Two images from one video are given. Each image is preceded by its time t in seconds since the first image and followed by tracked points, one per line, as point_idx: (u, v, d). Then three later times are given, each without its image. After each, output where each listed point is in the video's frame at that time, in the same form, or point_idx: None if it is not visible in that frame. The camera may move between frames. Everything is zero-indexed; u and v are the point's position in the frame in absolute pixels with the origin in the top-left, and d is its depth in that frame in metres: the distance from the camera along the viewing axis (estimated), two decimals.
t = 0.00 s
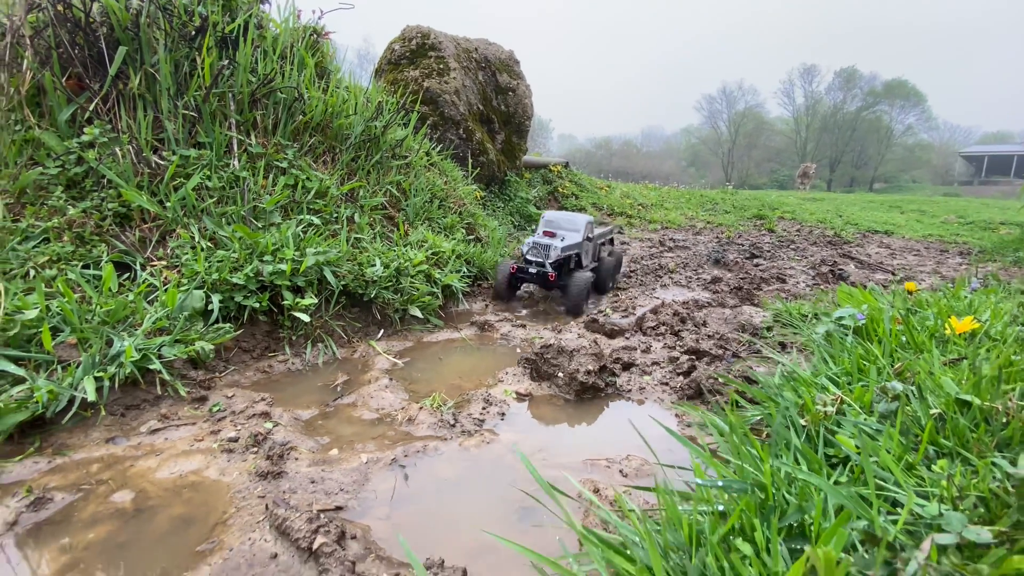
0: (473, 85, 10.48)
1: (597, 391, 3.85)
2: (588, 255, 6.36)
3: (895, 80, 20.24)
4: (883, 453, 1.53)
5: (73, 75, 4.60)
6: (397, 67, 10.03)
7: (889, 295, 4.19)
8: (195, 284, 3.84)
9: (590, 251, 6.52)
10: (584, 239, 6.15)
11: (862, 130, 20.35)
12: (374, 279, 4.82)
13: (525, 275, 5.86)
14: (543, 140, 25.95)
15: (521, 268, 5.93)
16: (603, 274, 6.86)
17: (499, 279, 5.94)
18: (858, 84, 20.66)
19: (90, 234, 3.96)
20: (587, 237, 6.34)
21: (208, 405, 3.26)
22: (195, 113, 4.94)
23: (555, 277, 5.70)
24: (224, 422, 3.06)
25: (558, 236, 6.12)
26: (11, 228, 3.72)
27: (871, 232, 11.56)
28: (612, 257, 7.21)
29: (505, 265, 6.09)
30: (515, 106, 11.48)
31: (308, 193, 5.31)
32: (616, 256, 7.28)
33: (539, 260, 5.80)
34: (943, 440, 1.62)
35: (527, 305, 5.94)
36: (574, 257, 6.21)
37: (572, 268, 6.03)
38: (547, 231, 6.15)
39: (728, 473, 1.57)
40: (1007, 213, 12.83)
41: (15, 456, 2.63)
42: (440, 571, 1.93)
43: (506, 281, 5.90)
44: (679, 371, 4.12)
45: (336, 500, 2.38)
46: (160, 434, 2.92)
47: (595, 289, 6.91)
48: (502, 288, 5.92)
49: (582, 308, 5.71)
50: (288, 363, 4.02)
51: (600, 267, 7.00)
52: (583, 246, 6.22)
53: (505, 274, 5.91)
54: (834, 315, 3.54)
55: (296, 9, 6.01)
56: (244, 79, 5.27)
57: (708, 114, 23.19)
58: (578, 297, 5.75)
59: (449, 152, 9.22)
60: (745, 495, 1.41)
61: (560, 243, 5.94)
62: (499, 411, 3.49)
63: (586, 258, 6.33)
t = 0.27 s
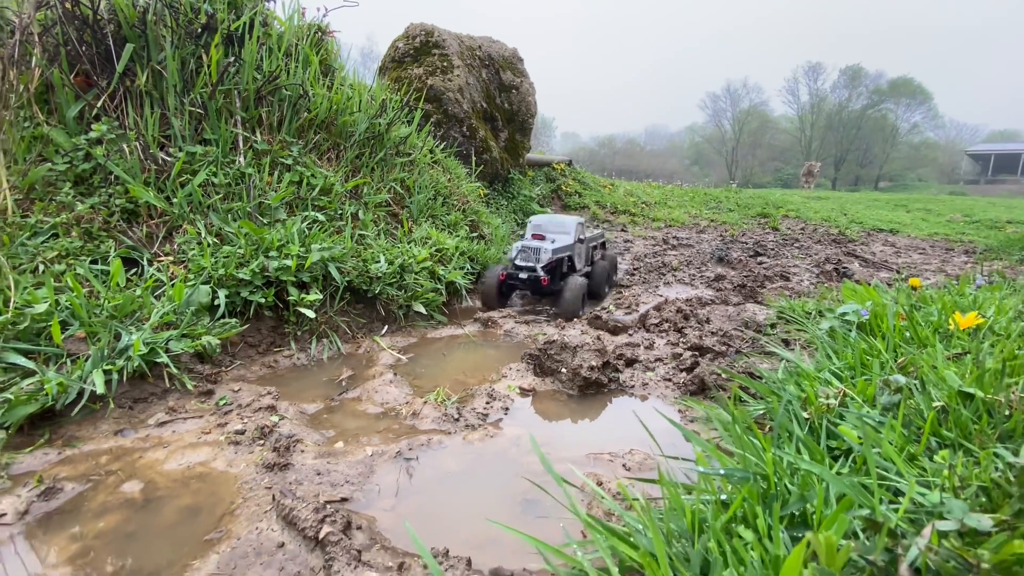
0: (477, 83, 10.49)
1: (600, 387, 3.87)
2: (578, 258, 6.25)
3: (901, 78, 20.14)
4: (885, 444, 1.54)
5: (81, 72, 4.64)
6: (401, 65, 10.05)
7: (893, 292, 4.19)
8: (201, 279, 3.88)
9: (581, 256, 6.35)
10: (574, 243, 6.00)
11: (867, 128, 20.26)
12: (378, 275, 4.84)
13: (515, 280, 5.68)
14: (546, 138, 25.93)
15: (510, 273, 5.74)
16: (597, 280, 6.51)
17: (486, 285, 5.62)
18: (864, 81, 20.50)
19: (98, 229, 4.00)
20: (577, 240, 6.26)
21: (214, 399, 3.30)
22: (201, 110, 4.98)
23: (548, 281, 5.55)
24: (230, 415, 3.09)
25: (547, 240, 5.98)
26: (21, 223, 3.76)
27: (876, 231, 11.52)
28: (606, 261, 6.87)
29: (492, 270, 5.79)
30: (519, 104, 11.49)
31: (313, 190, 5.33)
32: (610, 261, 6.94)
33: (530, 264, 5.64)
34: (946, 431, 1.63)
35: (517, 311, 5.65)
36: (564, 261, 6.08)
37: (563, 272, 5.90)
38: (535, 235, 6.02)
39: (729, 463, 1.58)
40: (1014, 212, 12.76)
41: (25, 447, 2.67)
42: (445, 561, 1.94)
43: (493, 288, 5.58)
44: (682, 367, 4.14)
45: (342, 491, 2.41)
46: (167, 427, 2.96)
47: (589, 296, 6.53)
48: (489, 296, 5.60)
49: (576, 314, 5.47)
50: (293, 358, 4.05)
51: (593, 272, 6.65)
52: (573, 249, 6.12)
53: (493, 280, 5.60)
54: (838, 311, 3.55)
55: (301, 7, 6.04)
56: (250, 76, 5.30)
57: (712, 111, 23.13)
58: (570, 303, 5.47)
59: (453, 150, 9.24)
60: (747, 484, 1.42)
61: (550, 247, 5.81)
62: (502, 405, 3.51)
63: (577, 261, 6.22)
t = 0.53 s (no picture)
0: (482, 79, 10.50)
1: (605, 381, 3.89)
2: (567, 264, 5.94)
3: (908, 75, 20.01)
4: (890, 432, 1.55)
5: (91, 68, 4.69)
6: (406, 62, 10.08)
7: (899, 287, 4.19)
8: (210, 273, 3.92)
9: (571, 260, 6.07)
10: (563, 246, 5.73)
11: (874, 126, 20.13)
12: (384, 270, 4.87)
13: (498, 288, 5.41)
14: (550, 136, 25.88)
15: (493, 281, 5.47)
16: (593, 285, 6.42)
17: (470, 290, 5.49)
18: (871, 78, 20.31)
19: (108, 224, 4.05)
20: (567, 245, 5.96)
21: (223, 390, 3.33)
22: (209, 106, 5.01)
23: (529, 289, 5.27)
24: (239, 406, 3.13)
25: (534, 246, 5.71)
26: (32, 217, 3.81)
27: (882, 229, 11.47)
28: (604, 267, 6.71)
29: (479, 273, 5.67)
30: (523, 101, 11.49)
31: (319, 185, 5.37)
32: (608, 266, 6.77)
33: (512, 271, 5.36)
34: (951, 420, 1.64)
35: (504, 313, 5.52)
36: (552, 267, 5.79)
37: (549, 278, 5.60)
38: (522, 240, 5.75)
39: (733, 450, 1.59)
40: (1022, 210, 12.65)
41: (38, 436, 2.71)
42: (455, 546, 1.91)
43: (478, 292, 5.44)
44: (687, 361, 4.15)
45: (349, 481, 2.44)
46: (178, 417, 3.00)
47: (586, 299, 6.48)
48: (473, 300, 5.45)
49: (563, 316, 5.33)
50: (301, 351, 4.08)
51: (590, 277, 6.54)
52: (563, 255, 5.83)
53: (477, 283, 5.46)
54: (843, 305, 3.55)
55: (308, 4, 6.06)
56: (257, 72, 5.34)
57: (717, 109, 23.05)
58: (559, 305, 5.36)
59: (458, 147, 9.25)
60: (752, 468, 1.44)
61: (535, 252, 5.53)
62: (508, 398, 3.54)
63: (566, 267, 5.91)
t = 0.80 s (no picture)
0: (484, 77, 10.52)
1: (605, 375, 3.91)
2: (565, 258, 5.91)
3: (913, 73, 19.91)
4: (882, 421, 1.57)
5: (96, 65, 4.73)
6: (408, 60, 10.10)
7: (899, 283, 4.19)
8: (214, 268, 3.96)
9: (569, 254, 6.02)
10: (560, 238, 5.69)
11: (879, 124, 20.04)
12: (386, 266, 4.90)
13: (493, 280, 5.38)
14: (553, 134, 25.86)
15: (489, 273, 5.45)
16: (592, 283, 6.32)
17: (465, 287, 5.37)
18: (876, 76, 20.24)
19: (113, 219, 4.10)
20: (565, 238, 5.94)
21: (227, 383, 3.38)
22: (213, 103, 5.06)
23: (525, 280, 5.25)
24: (242, 398, 3.17)
25: (531, 239, 5.71)
26: (39, 212, 3.86)
27: (886, 227, 11.44)
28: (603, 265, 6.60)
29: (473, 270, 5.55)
30: (526, 98, 11.50)
31: (322, 182, 5.40)
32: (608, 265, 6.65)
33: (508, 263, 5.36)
34: (943, 410, 1.66)
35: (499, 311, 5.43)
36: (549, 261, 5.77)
37: (546, 270, 5.58)
38: (518, 233, 5.75)
39: (727, 437, 1.61)
40: None
41: (45, 427, 2.75)
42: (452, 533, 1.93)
43: (473, 288, 5.34)
44: (687, 357, 4.17)
45: (350, 471, 2.47)
46: (182, 409, 3.04)
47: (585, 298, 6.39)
48: (468, 297, 5.33)
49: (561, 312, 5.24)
50: (303, 346, 4.12)
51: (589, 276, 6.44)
52: (560, 248, 5.81)
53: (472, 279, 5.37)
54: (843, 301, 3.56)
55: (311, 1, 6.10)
56: (260, 70, 5.38)
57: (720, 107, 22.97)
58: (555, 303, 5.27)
59: (460, 144, 9.28)
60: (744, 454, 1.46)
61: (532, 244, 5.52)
62: (508, 392, 3.56)
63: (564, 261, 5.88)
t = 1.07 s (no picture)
0: (488, 76, 10.53)
1: (608, 374, 3.92)
2: (561, 255, 5.64)
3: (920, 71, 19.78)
4: (884, 420, 1.57)
5: (103, 65, 4.76)
6: (413, 59, 10.11)
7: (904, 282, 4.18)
8: (219, 266, 3.99)
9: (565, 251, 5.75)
10: (554, 234, 5.43)
11: (885, 123, 19.91)
12: (390, 264, 4.92)
13: (484, 278, 5.13)
14: (557, 133, 25.80)
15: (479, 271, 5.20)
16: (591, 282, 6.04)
17: (455, 284, 5.18)
18: (882, 74, 20.11)
19: (120, 218, 4.13)
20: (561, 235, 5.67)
21: (232, 380, 3.40)
22: (218, 102, 5.09)
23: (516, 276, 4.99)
24: (248, 395, 3.19)
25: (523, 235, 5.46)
26: (46, 211, 3.90)
27: (892, 226, 11.38)
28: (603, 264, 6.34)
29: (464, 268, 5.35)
30: (530, 97, 11.49)
31: (327, 180, 5.43)
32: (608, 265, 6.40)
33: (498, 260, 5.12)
34: (946, 410, 1.66)
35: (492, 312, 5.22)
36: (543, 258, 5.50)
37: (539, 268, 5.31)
38: (511, 229, 5.50)
39: (729, 435, 1.62)
40: None
41: (54, 423, 2.79)
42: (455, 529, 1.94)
43: (463, 286, 5.13)
44: (690, 356, 4.17)
45: (356, 467, 2.50)
46: (188, 406, 3.07)
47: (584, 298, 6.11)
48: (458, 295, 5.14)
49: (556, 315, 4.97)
50: (308, 344, 4.15)
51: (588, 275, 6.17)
52: (555, 244, 5.55)
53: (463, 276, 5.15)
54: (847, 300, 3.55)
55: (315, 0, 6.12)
56: (265, 69, 5.40)
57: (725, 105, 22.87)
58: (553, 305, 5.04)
59: (464, 143, 9.30)
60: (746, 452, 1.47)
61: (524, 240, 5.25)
62: (511, 391, 3.58)
63: (559, 258, 5.61)
